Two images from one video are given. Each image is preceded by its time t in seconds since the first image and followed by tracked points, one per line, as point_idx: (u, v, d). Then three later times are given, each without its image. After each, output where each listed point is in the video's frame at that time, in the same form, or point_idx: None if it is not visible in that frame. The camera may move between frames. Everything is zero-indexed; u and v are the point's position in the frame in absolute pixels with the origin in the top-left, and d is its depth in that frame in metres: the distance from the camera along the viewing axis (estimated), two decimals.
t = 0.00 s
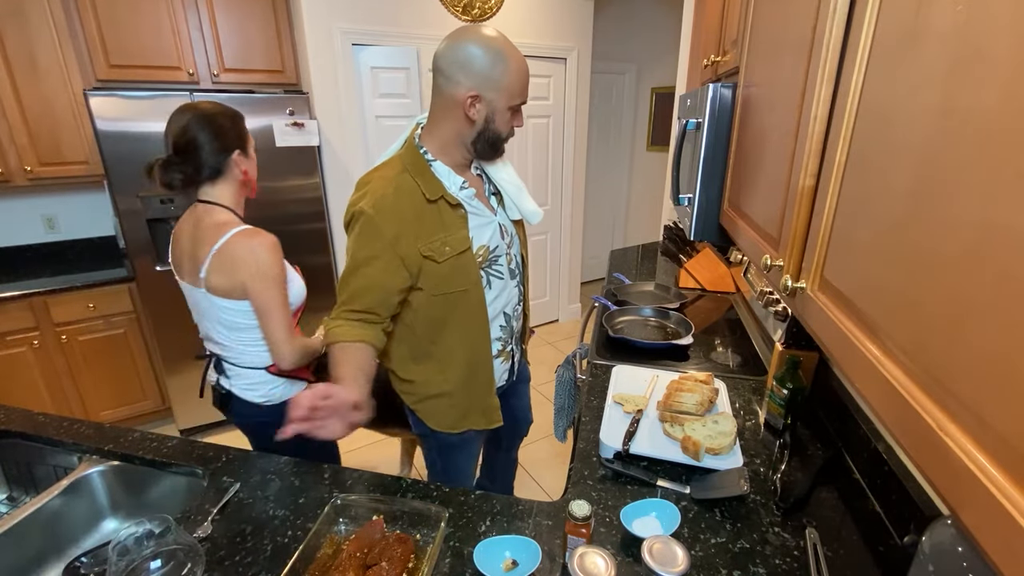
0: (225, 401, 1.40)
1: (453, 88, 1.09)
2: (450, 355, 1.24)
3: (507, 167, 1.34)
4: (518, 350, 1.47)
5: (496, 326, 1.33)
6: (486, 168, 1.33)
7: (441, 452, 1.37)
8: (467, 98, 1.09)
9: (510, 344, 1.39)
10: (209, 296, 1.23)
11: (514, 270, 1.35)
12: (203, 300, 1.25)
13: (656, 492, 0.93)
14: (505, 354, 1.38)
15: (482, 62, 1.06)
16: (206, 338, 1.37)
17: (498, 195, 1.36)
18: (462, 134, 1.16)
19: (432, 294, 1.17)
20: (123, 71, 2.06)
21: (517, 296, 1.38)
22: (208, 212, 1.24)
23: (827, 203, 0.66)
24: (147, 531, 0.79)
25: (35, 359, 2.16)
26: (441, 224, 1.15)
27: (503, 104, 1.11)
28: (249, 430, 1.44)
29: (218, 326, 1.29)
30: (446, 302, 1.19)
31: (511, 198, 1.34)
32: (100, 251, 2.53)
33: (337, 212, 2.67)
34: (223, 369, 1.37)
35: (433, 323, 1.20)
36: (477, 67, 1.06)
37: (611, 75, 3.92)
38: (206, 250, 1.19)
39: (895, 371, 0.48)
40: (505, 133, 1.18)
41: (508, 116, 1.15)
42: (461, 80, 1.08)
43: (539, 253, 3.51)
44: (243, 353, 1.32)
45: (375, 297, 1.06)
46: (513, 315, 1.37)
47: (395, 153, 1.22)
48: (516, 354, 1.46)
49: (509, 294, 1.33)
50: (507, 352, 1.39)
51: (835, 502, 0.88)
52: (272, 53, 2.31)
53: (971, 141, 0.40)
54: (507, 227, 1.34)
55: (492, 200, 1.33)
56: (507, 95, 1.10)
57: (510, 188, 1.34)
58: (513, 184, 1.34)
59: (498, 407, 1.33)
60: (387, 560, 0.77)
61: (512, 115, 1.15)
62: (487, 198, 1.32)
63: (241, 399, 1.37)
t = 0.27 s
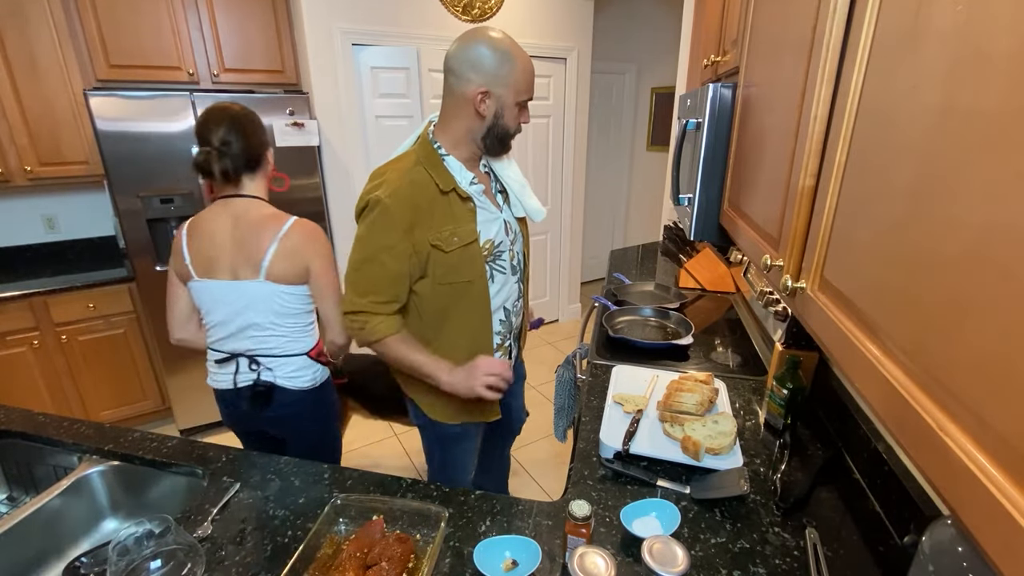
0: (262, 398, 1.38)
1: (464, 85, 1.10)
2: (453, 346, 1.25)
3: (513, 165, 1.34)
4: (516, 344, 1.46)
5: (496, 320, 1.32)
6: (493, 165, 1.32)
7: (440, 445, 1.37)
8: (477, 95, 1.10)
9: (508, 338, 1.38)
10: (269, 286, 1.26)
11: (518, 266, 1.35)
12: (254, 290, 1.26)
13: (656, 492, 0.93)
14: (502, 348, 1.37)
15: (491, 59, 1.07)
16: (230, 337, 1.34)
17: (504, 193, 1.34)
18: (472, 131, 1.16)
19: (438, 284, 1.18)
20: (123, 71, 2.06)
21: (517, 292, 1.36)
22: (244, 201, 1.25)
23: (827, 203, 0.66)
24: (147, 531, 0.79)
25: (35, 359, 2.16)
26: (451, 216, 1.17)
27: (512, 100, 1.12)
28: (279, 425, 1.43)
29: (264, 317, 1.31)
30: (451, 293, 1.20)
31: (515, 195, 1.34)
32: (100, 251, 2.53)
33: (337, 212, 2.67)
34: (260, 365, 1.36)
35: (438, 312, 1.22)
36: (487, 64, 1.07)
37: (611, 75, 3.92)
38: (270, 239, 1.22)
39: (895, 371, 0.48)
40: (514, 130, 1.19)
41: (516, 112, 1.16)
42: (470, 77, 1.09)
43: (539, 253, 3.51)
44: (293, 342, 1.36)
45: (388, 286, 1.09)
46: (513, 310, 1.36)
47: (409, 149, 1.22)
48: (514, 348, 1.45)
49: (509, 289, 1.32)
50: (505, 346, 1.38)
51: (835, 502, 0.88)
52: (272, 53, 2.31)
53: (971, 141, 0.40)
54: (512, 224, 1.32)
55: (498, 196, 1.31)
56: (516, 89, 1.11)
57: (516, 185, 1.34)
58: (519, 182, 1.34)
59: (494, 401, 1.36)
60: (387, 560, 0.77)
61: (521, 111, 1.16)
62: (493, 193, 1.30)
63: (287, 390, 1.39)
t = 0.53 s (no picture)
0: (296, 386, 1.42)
1: (475, 82, 1.13)
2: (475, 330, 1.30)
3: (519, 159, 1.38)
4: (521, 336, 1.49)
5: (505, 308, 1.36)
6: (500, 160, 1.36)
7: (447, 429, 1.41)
8: (486, 91, 1.13)
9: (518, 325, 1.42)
10: (308, 277, 1.35)
11: (523, 257, 1.39)
12: (293, 282, 1.33)
13: (656, 492, 0.93)
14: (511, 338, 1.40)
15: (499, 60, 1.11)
16: (261, 332, 1.35)
17: (510, 187, 1.38)
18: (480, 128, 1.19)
19: (454, 268, 1.21)
20: (123, 71, 2.06)
21: (523, 283, 1.41)
22: (269, 198, 1.29)
23: (827, 203, 0.66)
24: (147, 531, 0.79)
25: (35, 359, 2.16)
26: (467, 203, 1.20)
27: (519, 97, 1.15)
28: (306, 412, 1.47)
29: (300, 307, 1.37)
30: (466, 278, 1.23)
31: (521, 189, 1.37)
32: (100, 251, 2.53)
33: (337, 212, 2.67)
34: (295, 354, 1.40)
35: (455, 297, 1.25)
36: (495, 62, 1.10)
37: (611, 75, 3.92)
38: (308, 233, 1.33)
39: (895, 371, 0.48)
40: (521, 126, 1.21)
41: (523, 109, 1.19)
42: (479, 75, 1.12)
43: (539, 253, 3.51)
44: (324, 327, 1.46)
45: (412, 271, 1.14)
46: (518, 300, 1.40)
47: (422, 143, 1.24)
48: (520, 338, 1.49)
49: (515, 280, 1.36)
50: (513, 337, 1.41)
51: (835, 502, 0.88)
52: (272, 53, 2.30)
53: (971, 141, 0.40)
54: (517, 217, 1.35)
55: (504, 190, 1.35)
56: (522, 87, 1.14)
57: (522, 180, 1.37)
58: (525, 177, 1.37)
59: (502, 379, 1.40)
60: (387, 560, 0.77)
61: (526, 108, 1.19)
62: (500, 186, 1.34)
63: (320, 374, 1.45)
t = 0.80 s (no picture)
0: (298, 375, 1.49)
1: (488, 83, 1.22)
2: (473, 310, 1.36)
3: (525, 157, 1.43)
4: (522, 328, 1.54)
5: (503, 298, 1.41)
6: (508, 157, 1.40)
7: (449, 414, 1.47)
8: (498, 92, 1.21)
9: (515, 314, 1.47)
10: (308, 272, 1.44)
11: (524, 252, 1.44)
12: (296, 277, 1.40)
13: (656, 492, 0.93)
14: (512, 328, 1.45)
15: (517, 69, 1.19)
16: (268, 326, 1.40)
17: (515, 184, 1.42)
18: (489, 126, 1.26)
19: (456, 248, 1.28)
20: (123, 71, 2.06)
21: (523, 276, 1.45)
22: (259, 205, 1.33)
23: (827, 203, 0.66)
24: (147, 531, 0.79)
25: (35, 360, 2.16)
26: (473, 192, 1.27)
27: (528, 100, 1.23)
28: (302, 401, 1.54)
29: (299, 301, 1.45)
30: (467, 259, 1.30)
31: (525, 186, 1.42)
32: (101, 251, 2.53)
33: (337, 211, 2.67)
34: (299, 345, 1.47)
35: (455, 277, 1.32)
36: (510, 66, 1.18)
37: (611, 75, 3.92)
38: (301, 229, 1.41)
39: (895, 371, 0.48)
40: (528, 128, 1.29)
41: (531, 112, 1.26)
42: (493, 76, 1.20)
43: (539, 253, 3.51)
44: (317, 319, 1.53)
45: (415, 248, 1.23)
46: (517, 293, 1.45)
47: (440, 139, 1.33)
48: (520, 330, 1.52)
49: (515, 272, 1.41)
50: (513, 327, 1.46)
51: (835, 502, 0.88)
52: (272, 53, 2.30)
53: (972, 141, 0.40)
54: (521, 212, 1.40)
55: (510, 186, 1.40)
56: (532, 90, 1.22)
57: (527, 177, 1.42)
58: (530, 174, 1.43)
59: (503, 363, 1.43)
60: (387, 560, 0.76)
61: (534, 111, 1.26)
62: (506, 182, 1.38)
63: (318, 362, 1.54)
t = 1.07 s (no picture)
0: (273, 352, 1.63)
1: (500, 85, 1.25)
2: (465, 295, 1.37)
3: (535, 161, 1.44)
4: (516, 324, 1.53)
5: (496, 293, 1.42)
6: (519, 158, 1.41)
7: (444, 401, 1.48)
8: (508, 94, 1.23)
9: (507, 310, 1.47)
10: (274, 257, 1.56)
11: (521, 250, 1.44)
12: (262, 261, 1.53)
13: (656, 492, 0.93)
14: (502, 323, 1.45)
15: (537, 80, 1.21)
16: (241, 308, 1.53)
17: (522, 185, 1.42)
18: (498, 129, 1.29)
19: (452, 234, 1.30)
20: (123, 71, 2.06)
21: (518, 273, 1.45)
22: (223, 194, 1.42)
23: (827, 203, 0.66)
24: (147, 531, 0.78)
25: (35, 360, 2.16)
26: (477, 184, 1.29)
27: (536, 104, 1.23)
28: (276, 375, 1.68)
29: (270, 283, 1.58)
30: (462, 246, 1.32)
31: (531, 187, 1.42)
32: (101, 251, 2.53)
33: (337, 211, 2.67)
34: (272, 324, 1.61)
35: (450, 263, 1.34)
36: (527, 74, 1.20)
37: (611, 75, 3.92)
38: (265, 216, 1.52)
39: (895, 371, 0.48)
40: (536, 132, 1.28)
41: (540, 117, 1.26)
42: (507, 81, 1.23)
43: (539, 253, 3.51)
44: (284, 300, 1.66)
45: (412, 229, 1.25)
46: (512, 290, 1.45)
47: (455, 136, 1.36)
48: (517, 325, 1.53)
49: (509, 269, 1.41)
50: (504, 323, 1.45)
51: (835, 502, 0.89)
52: (272, 53, 2.30)
53: (972, 141, 0.40)
54: (522, 213, 1.40)
55: (516, 186, 1.40)
56: (540, 95, 1.22)
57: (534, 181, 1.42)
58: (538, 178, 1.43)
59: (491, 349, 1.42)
60: (387, 560, 0.76)
61: (541, 117, 1.25)
62: (511, 182, 1.38)
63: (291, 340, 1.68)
